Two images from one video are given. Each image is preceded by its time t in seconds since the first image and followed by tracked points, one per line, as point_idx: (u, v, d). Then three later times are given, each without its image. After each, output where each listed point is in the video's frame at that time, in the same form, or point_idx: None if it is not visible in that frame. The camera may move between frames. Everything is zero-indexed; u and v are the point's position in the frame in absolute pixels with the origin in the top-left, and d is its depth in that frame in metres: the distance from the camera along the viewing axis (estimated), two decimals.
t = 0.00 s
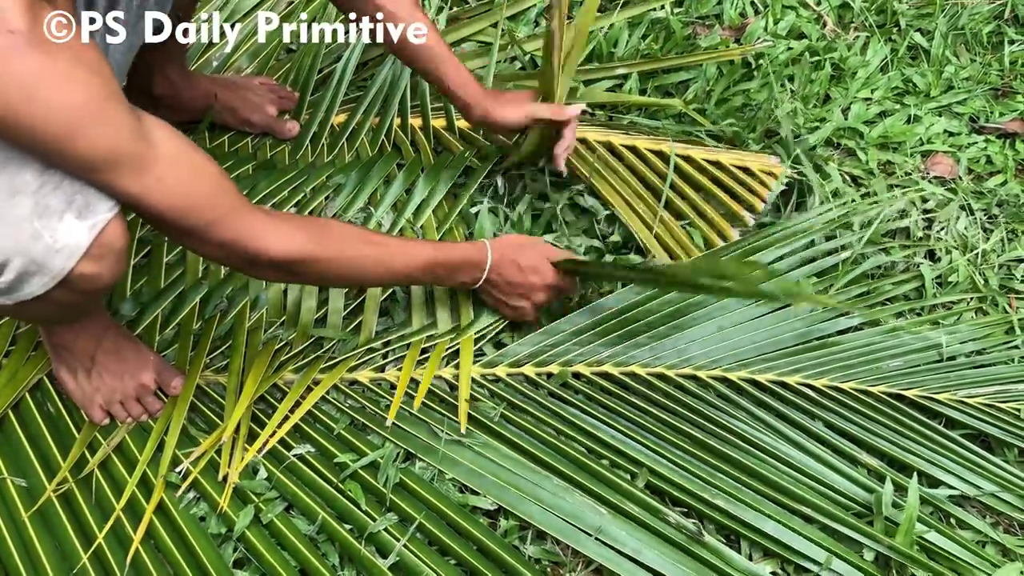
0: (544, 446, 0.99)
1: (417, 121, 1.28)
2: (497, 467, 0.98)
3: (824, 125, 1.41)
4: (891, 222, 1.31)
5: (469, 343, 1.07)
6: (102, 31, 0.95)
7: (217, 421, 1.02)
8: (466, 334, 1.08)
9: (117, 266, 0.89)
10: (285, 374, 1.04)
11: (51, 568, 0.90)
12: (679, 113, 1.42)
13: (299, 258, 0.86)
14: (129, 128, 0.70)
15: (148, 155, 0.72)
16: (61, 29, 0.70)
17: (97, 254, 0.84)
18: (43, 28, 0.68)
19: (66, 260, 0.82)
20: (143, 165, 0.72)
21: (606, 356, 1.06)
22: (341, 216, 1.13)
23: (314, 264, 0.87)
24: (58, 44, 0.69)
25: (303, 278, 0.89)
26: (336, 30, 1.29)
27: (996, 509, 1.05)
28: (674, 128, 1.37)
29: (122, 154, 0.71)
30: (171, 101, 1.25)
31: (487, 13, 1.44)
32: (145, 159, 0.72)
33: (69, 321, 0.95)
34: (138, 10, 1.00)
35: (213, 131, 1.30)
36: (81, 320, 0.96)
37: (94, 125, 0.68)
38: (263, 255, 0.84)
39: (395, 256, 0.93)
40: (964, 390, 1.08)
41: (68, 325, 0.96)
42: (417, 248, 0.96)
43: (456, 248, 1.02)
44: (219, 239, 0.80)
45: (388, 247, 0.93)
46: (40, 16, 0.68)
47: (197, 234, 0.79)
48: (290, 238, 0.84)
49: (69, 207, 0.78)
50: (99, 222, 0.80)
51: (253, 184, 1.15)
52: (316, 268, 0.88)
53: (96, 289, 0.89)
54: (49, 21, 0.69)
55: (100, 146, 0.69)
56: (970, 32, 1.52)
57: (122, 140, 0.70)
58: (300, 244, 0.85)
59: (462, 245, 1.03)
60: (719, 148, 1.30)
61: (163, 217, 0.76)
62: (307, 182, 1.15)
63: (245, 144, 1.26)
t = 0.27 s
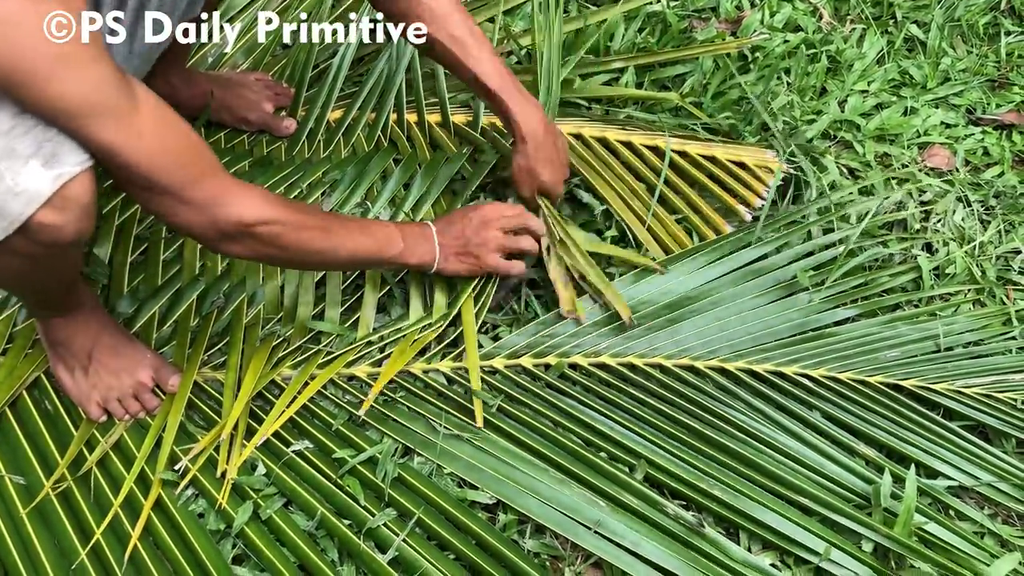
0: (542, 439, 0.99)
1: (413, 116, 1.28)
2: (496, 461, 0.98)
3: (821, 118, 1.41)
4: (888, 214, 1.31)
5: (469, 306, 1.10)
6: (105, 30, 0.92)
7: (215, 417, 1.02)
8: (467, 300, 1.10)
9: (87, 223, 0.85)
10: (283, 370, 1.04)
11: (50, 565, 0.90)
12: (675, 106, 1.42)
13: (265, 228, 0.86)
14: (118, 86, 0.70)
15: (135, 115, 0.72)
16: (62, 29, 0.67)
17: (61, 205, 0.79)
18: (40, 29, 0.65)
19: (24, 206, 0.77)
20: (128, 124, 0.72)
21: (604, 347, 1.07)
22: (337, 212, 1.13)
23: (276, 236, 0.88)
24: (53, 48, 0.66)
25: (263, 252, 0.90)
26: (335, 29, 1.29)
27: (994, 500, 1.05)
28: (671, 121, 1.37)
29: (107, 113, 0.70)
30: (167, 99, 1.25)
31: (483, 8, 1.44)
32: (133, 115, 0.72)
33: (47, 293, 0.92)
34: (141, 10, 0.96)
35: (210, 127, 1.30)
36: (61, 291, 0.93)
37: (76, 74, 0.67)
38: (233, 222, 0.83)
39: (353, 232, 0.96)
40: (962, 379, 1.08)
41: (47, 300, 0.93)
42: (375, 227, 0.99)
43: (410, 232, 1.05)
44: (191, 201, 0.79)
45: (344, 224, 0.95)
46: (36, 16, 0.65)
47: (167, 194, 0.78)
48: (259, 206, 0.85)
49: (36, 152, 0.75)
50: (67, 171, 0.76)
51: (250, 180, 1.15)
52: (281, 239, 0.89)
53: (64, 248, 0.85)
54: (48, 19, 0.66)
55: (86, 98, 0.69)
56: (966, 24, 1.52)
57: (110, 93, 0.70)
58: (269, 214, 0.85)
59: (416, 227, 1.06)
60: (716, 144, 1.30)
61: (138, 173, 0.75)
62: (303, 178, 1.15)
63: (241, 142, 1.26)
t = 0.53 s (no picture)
0: (542, 433, 0.99)
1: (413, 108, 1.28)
2: (496, 454, 0.97)
3: (822, 112, 1.41)
4: (889, 210, 1.31)
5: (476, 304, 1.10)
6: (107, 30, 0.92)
7: (215, 409, 1.01)
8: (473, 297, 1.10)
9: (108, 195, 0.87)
10: (282, 362, 1.04)
11: (48, 555, 0.90)
12: (676, 100, 1.41)
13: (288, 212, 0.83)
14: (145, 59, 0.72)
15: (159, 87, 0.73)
16: (61, 29, 0.68)
17: (84, 170, 0.82)
18: (41, 31, 0.68)
19: (50, 167, 0.80)
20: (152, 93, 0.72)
21: (604, 342, 1.06)
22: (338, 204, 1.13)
23: (299, 221, 0.85)
24: (55, 47, 0.69)
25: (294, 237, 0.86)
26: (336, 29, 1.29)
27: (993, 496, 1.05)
28: (672, 115, 1.37)
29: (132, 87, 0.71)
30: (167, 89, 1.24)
31: None
32: (157, 85, 0.72)
33: (56, 271, 0.93)
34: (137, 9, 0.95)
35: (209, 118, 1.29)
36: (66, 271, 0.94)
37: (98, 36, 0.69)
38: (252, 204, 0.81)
39: (391, 225, 0.91)
40: (961, 375, 1.08)
41: (50, 282, 0.94)
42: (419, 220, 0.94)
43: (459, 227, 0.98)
44: (213, 179, 0.78)
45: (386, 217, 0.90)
46: (38, 18, 0.68)
47: (190, 171, 0.77)
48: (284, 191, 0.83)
49: (63, 116, 0.78)
50: (92, 136, 0.79)
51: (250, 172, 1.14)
52: (312, 223, 0.85)
53: (81, 221, 0.87)
54: (48, 20, 0.68)
55: (113, 67, 0.70)
56: (969, 19, 1.51)
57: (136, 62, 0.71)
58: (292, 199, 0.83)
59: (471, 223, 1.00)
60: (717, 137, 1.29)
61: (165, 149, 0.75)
62: (303, 169, 1.14)
63: (241, 132, 1.26)
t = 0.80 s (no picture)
0: (542, 435, 0.99)
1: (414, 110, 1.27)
2: (495, 456, 0.97)
3: (823, 115, 1.41)
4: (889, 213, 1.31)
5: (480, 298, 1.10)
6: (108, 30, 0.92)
7: (214, 411, 1.02)
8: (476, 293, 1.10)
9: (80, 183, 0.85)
10: (283, 363, 1.04)
11: (49, 556, 0.90)
12: (677, 103, 1.41)
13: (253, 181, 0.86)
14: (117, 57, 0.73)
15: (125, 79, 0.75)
16: (61, 29, 0.70)
17: (46, 155, 0.79)
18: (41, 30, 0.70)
19: (13, 150, 0.77)
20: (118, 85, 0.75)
21: (604, 342, 1.06)
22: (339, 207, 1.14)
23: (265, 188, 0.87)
24: (55, 45, 0.71)
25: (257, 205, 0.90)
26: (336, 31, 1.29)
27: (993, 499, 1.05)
28: (673, 118, 1.37)
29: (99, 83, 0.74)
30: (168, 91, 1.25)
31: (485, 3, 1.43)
32: (117, 78, 0.74)
33: (44, 271, 0.93)
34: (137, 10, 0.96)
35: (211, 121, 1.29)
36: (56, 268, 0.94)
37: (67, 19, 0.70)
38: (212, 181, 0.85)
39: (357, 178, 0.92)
40: (960, 379, 1.08)
41: (39, 279, 0.93)
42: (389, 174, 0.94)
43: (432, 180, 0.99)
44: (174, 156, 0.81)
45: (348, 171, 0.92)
46: (37, 18, 0.70)
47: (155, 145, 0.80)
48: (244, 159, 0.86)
49: (32, 96, 0.76)
50: (63, 115, 0.78)
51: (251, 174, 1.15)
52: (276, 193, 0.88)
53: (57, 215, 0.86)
54: (48, 20, 0.70)
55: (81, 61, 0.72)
56: (970, 22, 1.51)
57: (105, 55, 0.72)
58: (253, 170, 0.86)
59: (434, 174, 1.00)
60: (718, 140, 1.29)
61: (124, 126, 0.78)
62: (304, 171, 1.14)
63: (242, 134, 1.26)
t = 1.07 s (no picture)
0: (548, 436, 0.99)
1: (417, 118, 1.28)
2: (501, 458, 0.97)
3: (828, 118, 1.40)
4: (895, 215, 1.31)
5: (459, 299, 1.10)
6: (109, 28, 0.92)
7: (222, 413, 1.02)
8: (455, 291, 1.11)
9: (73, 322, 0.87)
10: (288, 364, 1.04)
11: (54, 558, 0.90)
12: (682, 105, 1.41)
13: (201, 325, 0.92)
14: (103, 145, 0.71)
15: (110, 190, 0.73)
16: (62, 30, 0.67)
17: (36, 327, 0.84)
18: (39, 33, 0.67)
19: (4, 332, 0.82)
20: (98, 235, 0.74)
21: (605, 320, 1.06)
22: (345, 209, 1.14)
23: (207, 327, 0.93)
24: (51, 47, 0.68)
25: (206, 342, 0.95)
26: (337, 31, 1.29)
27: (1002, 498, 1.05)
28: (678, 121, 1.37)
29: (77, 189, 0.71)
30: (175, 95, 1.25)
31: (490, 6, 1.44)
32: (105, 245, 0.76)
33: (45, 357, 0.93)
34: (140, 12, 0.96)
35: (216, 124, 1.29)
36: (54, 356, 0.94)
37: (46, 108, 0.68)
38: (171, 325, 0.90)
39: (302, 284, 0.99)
40: (962, 367, 1.07)
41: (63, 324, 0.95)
42: (325, 273, 1.01)
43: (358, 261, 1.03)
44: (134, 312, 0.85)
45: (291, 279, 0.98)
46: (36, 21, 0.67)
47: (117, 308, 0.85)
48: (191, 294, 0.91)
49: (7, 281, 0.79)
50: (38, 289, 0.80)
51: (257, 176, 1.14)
52: (222, 324, 0.94)
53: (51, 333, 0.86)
54: (47, 20, 0.67)
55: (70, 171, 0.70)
56: (976, 24, 1.51)
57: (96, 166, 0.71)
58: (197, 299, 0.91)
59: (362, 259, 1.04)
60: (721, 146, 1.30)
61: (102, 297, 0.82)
62: (310, 174, 1.15)
63: (248, 138, 1.26)
